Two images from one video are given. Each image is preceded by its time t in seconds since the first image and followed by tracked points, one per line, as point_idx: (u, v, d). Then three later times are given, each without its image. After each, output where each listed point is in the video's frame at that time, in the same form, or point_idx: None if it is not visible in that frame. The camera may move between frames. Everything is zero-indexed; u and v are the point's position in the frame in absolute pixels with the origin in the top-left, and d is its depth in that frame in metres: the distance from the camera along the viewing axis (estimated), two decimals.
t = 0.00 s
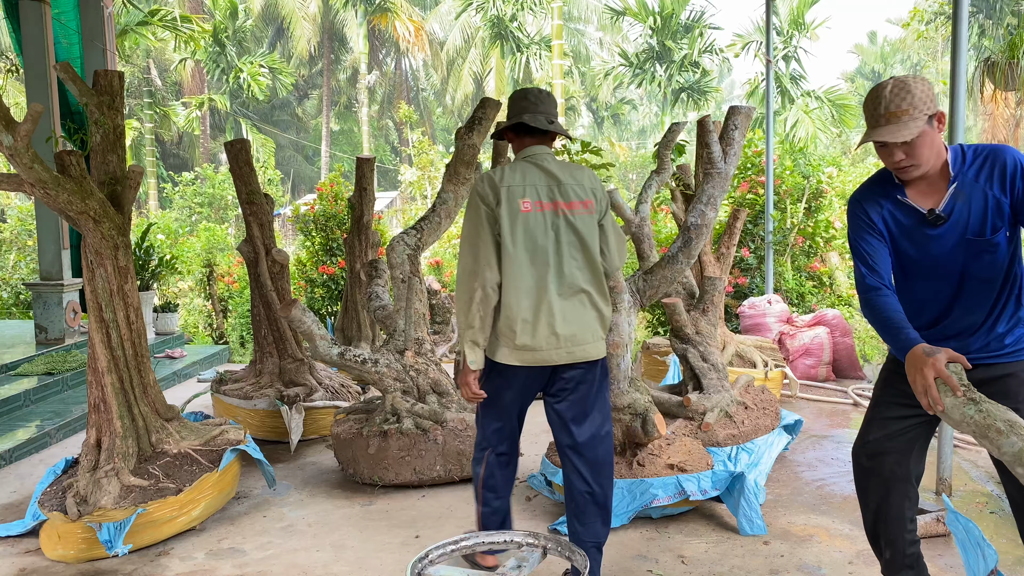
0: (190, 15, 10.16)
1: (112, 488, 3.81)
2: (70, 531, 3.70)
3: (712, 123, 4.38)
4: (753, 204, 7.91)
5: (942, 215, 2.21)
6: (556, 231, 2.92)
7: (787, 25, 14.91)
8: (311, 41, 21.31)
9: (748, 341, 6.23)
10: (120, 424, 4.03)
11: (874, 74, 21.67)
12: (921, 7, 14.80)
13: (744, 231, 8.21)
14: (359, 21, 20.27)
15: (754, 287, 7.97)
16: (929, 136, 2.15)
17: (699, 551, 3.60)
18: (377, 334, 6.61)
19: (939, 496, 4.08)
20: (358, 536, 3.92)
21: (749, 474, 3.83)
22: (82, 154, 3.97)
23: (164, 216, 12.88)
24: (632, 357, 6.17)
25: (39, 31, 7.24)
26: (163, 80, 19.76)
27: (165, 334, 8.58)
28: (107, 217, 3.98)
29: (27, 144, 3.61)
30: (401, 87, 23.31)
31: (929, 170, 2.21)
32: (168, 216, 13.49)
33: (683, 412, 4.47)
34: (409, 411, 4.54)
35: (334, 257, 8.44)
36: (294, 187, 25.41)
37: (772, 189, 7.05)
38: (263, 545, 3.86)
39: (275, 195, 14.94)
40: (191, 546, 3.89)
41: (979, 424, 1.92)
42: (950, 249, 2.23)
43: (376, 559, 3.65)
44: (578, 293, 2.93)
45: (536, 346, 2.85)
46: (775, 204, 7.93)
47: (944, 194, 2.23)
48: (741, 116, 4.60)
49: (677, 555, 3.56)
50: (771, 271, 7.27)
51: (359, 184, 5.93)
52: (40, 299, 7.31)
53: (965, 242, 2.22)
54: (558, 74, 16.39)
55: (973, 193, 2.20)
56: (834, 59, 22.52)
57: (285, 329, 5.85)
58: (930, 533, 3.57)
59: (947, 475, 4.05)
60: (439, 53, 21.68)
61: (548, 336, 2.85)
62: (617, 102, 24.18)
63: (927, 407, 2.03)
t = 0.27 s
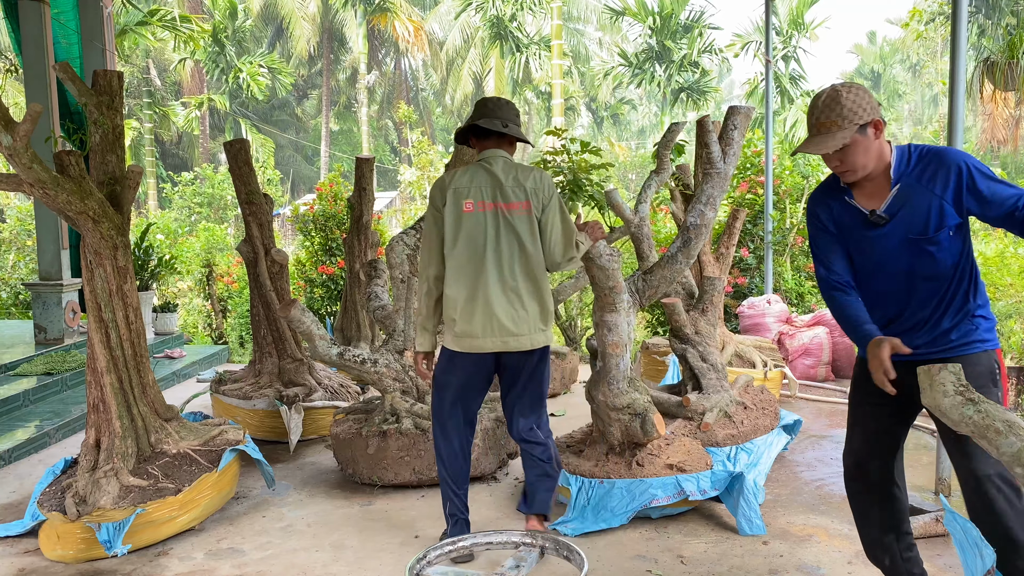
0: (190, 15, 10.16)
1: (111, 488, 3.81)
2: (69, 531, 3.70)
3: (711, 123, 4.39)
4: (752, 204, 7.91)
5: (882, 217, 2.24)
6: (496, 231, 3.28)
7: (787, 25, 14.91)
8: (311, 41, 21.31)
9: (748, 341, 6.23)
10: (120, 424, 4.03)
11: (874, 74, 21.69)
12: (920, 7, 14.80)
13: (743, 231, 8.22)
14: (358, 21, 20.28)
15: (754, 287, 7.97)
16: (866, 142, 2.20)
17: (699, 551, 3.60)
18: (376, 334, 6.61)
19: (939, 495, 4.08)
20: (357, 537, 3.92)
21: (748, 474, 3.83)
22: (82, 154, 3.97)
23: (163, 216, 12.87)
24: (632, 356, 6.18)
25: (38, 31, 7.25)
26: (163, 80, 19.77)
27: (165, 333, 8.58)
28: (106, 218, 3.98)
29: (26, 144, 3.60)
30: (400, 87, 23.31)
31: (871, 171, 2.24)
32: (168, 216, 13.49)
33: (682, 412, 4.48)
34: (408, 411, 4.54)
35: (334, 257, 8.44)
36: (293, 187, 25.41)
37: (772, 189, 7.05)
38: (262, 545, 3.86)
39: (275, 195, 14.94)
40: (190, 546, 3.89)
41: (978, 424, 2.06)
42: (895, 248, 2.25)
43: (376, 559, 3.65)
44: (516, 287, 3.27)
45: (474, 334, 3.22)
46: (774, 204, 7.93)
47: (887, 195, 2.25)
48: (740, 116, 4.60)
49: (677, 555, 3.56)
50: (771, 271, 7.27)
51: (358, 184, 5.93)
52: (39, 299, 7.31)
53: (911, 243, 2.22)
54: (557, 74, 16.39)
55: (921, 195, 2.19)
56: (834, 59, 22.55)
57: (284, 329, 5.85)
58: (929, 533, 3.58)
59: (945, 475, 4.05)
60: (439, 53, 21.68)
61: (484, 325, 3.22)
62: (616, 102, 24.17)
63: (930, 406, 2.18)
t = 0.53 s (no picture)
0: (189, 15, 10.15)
1: (111, 488, 3.82)
2: (69, 531, 3.70)
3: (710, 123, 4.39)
4: (752, 204, 7.92)
5: (839, 209, 2.38)
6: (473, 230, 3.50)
7: (786, 26, 14.92)
8: (311, 41, 21.30)
9: (747, 341, 6.24)
10: (119, 423, 4.03)
11: (873, 75, 21.69)
12: (920, 7, 14.80)
13: (742, 231, 8.23)
14: (358, 21, 20.26)
15: (753, 287, 7.97)
16: (823, 135, 2.34)
17: (699, 551, 3.60)
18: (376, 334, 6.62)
19: (938, 495, 4.09)
20: (357, 537, 3.92)
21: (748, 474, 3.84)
22: (81, 154, 3.97)
23: (163, 216, 12.86)
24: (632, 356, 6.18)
25: (38, 30, 7.25)
26: (162, 80, 19.77)
27: (164, 333, 8.58)
28: (106, 217, 3.98)
29: (26, 143, 3.60)
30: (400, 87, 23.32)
31: (831, 163, 2.38)
32: (167, 216, 13.50)
33: (682, 412, 4.48)
34: (408, 411, 4.55)
35: (334, 257, 8.44)
36: (293, 187, 25.41)
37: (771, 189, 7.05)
38: (262, 545, 3.86)
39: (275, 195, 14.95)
40: (190, 546, 3.89)
41: (979, 424, 2.07)
42: (854, 241, 2.37)
43: (376, 559, 3.65)
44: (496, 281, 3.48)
45: (456, 326, 3.48)
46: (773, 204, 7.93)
47: (846, 188, 2.37)
48: (739, 116, 4.61)
49: (676, 555, 3.56)
50: (770, 271, 7.27)
51: (358, 184, 5.93)
52: (39, 299, 7.30)
53: (866, 235, 2.33)
54: (557, 74, 16.38)
55: (878, 191, 2.30)
56: (833, 59, 22.58)
57: (284, 329, 5.85)
58: (929, 533, 3.58)
59: (945, 475, 4.06)
60: (438, 53, 21.69)
61: (458, 319, 3.48)
62: (616, 102, 24.17)
63: (930, 405, 2.18)
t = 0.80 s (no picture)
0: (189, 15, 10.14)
1: (110, 488, 3.82)
2: (68, 531, 3.70)
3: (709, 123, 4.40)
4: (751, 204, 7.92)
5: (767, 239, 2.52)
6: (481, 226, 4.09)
7: (786, 26, 14.93)
8: (311, 41, 21.30)
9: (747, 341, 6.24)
10: (119, 424, 4.03)
11: (872, 75, 21.70)
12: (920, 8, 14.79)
13: (742, 231, 8.23)
14: (357, 20, 20.25)
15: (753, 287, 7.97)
16: (749, 166, 2.47)
17: (699, 551, 3.60)
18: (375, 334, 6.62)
19: (938, 495, 4.09)
20: (357, 536, 3.92)
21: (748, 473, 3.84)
22: (81, 154, 3.96)
23: (163, 216, 12.85)
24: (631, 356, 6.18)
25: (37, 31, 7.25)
26: (161, 80, 19.78)
27: (164, 333, 8.57)
28: (106, 217, 3.98)
29: (26, 143, 3.60)
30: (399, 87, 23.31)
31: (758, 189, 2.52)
32: (167, 216, 13.49)
33: (681, 412, 4.49)
34: (407, 411, 4.55)
35: (333, 257, 8.44)
36: (292, 188, 25.41)
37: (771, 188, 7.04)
38: (262, 545, 3.86)
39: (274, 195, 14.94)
40: (189, 545, 3.89)
41: (978, 423, 2.22)
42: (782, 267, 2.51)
43: (375, 559, 3.65)
44: (494, 275, 4.05)
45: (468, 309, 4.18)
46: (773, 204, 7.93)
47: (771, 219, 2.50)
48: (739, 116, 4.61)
49: (676, 555, 3.56)
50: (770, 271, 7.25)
51: (357, 184, 5.92)
52: (38, 299, 7.30)
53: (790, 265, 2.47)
54: (557, 74, 16.36)
55: (794, 228, 2.40)
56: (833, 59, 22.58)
57: (283, 329, 5.86)
58: (929, 533, 3.58)
59: (945, 475, 4.06)
60: (438, 53, 21.70)
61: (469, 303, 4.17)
62: (615, 102, 24.16)
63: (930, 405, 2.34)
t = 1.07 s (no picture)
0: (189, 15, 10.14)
1: (111, 488, 3.82)
2: (69, 531, 3.70)
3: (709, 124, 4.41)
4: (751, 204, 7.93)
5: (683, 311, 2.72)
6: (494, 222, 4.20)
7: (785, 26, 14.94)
8: (310, 41, 21.29)
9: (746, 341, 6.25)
10: (118, 423, 4.03)
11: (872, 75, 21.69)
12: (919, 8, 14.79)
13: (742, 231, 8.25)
14: (357, 20, 20.26)
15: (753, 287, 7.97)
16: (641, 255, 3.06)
17: (699, 551, 3.60)
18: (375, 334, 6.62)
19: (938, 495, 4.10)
20: (357, 536, 3.92)
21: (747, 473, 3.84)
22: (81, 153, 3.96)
23: (163, 216, 12.84)
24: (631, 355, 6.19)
25: (37, 30, 7.26)
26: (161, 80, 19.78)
27: (164, 333, 8.57)
28: (106, 217, 3.98)
29: (26, 143, 3.60)
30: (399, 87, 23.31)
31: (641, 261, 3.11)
32: (166, 216, 13.49)
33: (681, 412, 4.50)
34: (408, 411, 4.55)
35: (333, 257, 8.44)
36: (292, 188, 25.41)
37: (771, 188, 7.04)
38: (262, 545, 3.86)
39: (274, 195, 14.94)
40: (189, 545, 3.89)
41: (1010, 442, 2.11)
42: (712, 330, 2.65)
43: (375, 559, 3.65)
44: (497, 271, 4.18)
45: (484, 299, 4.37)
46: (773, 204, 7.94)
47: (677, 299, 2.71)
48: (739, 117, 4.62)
49: (676, 555, 3.56)
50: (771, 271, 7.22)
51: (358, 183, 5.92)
52: (38, 299, 7.29)
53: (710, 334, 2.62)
54: (557, 74, 16.36)
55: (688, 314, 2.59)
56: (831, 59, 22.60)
57: (283, 329, 5.87)
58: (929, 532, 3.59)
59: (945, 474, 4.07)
60: (437, 53, 21.71)
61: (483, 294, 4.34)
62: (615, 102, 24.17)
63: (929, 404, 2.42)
